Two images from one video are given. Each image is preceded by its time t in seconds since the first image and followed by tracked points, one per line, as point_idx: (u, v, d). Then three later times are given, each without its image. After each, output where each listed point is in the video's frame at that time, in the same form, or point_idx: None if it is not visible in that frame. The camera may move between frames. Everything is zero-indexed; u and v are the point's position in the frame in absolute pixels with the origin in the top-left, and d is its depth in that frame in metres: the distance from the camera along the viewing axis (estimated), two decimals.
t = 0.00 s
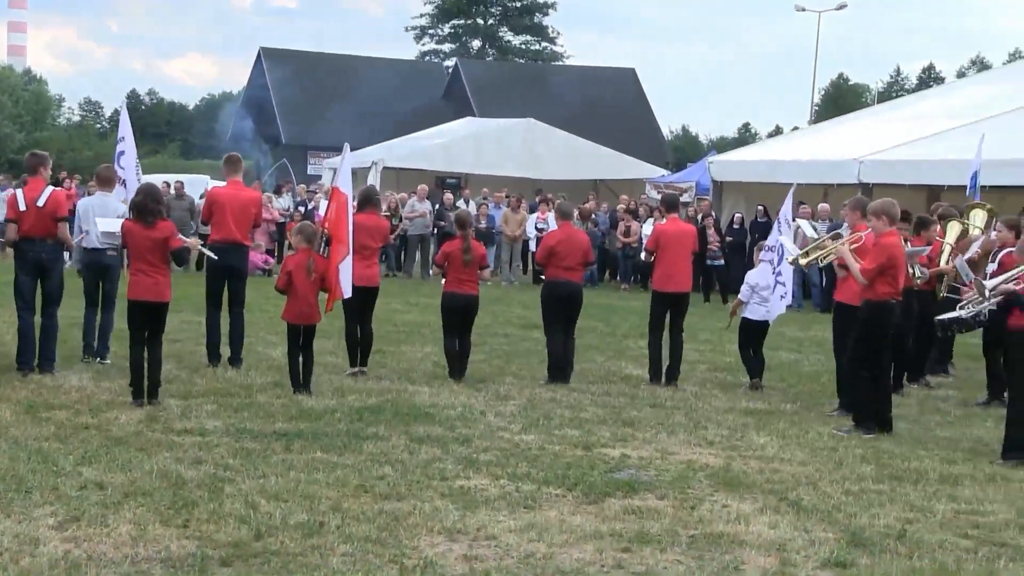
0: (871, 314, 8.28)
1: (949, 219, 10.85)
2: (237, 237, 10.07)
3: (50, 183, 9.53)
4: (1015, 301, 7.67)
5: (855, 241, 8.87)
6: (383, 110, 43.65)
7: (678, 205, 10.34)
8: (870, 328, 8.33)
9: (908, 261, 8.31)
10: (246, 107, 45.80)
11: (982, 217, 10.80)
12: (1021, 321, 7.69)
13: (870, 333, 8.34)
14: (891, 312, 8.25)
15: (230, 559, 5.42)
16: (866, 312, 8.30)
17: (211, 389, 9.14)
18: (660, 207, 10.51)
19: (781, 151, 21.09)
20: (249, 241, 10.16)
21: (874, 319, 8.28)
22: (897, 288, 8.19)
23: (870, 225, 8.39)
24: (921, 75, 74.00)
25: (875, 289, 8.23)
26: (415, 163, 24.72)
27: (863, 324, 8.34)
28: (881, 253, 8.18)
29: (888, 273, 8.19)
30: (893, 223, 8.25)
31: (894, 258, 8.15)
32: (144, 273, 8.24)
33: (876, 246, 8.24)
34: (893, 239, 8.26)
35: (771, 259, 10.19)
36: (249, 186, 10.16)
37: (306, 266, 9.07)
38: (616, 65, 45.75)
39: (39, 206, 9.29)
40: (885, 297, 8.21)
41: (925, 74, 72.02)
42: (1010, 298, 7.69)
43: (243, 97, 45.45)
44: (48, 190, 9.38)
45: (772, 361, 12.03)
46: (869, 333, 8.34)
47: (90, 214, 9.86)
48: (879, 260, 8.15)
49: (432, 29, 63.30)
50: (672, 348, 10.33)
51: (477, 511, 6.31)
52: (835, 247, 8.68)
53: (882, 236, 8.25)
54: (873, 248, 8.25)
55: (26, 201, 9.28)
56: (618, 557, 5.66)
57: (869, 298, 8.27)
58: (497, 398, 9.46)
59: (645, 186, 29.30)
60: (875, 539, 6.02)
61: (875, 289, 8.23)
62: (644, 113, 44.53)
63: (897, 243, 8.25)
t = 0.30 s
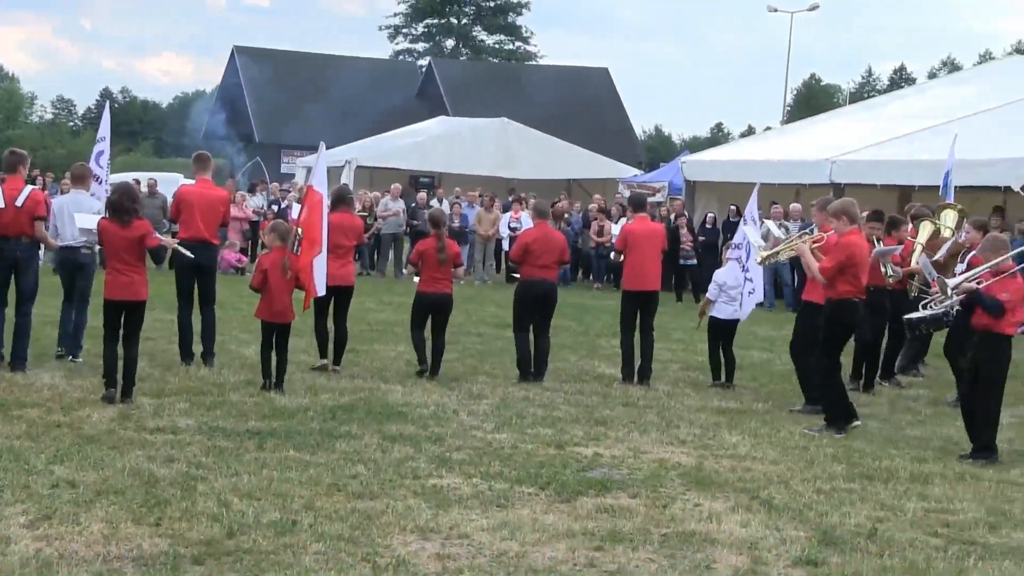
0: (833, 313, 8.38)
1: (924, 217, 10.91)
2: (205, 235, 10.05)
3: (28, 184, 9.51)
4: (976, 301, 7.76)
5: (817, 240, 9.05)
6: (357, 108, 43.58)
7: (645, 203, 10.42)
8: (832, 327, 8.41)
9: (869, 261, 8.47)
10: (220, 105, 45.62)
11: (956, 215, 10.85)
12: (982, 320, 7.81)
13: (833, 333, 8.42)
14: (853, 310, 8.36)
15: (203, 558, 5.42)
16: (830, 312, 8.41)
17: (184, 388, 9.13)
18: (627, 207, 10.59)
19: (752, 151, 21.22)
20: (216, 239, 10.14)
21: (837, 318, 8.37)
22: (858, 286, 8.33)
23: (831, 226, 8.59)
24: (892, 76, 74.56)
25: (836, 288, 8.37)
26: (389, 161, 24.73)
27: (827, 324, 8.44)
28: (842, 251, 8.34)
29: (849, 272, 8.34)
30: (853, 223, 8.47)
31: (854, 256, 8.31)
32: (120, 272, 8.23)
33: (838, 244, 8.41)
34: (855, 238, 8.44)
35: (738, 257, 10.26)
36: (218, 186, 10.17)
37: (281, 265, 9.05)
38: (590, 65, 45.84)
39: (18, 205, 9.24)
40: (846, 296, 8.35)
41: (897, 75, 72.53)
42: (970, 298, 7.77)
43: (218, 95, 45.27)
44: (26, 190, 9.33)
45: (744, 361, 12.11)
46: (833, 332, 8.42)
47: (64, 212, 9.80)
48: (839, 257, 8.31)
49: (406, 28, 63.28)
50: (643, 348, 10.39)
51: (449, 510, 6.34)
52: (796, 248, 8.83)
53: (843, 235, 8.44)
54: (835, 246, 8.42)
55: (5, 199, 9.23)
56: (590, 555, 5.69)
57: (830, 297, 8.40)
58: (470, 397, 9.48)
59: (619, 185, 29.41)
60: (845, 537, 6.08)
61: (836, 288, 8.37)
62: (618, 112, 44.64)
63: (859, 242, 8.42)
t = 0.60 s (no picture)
0: (792, 310, 8.49)
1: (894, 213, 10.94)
2: (180, 235, 10.05)
3: None
4: (934, 298, 7.83)
5: (779, 237, 9.18)
6: (329, 107, 43.49)
7: (614, 202, 10.48)
8: (793, 323, 8.54)
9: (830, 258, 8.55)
10: (192, 103, 45.42)
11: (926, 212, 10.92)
12: (940, 317, 7.88)
13: (794, 329, 8.54)
14: (812, 306, 8.46)
15: (176, 557, 5.44)
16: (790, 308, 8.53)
17: (157, 387, 9.12)
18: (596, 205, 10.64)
19: (723, 149, 21.34)
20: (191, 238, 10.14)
21: (797, 314, 8.48)
22: (817, 284, 8.42)
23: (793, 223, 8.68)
24: (862, 74, 75.11)
25: (796, 285, 8.48)
26: (361, 159, 24.73)
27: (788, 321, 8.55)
28: (801, 249, 8.44)
29: (809, 269, 8.45)
30: (814, 220, 8.54)
31: (812, 253, 8.40)
32: (86, 271, 8.20)
33: (799, 241, 8.51)
34: (815, 235, 8.53)
35: (706, 255, 10.33)
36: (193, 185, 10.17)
37: (248, 264, 9.07)
38: (561, 63, 45.92)
39: None
40: (806, 293, 8.45)
41: (866, 72, 73.03)
42: (929, 295, 7.87)
43: (190, 94, 45.09)
44: None
45: (716, 358, 12.19)
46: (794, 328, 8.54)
47: (33, 212, 9.76)
48: (798, 255, 8.41)
49: (378, 27, 63.22)
50: (613, 345, 10.46)
51: (422, 508, 6.38)
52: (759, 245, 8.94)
53: (804, 232, 8.53)
54: (796, 243, 8.52)
55: None
56: (563, 552, 5.74)
57: (791, 294, 8.51)
58: (443, 395, 9.51)
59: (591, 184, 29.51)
60: (817, 533, 6.16)
61: (795, 285, 8.48)
62: (589, 110, 44.73)
63: (819, 239, 8.49)
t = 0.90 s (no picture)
0: (758, 307, 8.55)
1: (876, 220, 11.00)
2: (159, 234, 10.00)
3: None
4: (899, 294, 7.88)
5: (745, 234, 9.32)
6: (304, 107, 43.40)
7: (593, 202, 10.52)
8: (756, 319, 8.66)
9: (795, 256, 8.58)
10: (167, 103, 45.22)
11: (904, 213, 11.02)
12: (904, 314, 7.93)
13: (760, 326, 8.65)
14: (778, 304, 8.53)
15: (152, 557, 5.44)
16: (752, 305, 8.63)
17: (133, 387, 9.09)
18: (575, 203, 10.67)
19: (699, 149, 21.43)
20: (170, 238, 10.09)
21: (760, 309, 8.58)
22: (783, 281, 8.46)
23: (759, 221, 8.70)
24: (835, 73, 75.51)
25: (763, 283, 8.53)
26: (336, 160, 24.70)
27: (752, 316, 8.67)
28: (766, 247, 8.48)
29: (774, 266, 8.48)
30: (779, 218, 8.56)
31: (777, 251, 8.43)
32: (54, 270, 8.18)
33: (764, 239, 8.54)
34: (780, 233, 8.56)
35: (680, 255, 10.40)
36: (171, 184, 10.13)
37: (220, 263, 9.09)
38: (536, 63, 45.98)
39: None
40: (771, 291, 8.50)
41: (840, 71, 73.41)
42: (894, 291, 7.93)
43: (165, 93, 44.88)
44: None
45: (691, 357, 12.26)
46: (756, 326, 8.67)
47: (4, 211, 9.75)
48: (764, 253, 8.45)
49: (353, 27, 63.11)
50: (587, 344, 10.51)
51: (399, 507, 6.39)
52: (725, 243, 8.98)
53: (769, 230, 8.56)
54: (761, 241, 8.56)
55: None
56: (540, 551, 5.77)
57: (757, 291, 8.57)
58: (419, 394, 9.52)
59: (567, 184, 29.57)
60: (792, 530, 6.21)
61: (761, 282, 8.52)
62: (565, 110, 44.80)
63: (783, 237, 8.53)
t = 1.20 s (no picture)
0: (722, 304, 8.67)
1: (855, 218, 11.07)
2: (131, 234, 9.99)
3: None
4: (862, 291, 7.97)
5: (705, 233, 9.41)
6: (279, 107, 43.30)
7: (568, 200, 10.56)
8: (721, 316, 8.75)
9: (757, 252, 8.66)
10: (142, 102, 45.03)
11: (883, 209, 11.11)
12: (868, 313, 8.04)
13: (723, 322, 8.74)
14: (741, 300, 8.67)
15: (128, 556, 5.46)
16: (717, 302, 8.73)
17: (109, 387, 9.08)
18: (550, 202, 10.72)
19: (674, 148, 21.53)
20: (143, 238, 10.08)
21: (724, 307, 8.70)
22: (745, 278, 8.56)
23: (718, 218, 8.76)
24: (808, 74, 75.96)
25: (725, 280, 8.63)
26: (312, 159, 24.68)
27: (720, 313, 8.77)
28: (728, 245, 8.58)
29: (737, 263, 8.57)
30: (741, 215, 8.63)
31: (740, 249, 8.52)
32: (31, 271, 8.19)
33: (725, 237, 8.63)
34: (742, 231, 8.65)
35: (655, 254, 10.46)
36: (145, 185, 10.15)
37: (196, 262, 9.11)
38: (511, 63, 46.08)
39: None
40: (734, 288, 8.61)
41: (814, 71, 73.75)
42: (857, 288, 8.01)
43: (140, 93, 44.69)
44: None
45: (666, 355, 12.34)
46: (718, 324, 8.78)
47: None
48: (727, 252, 8.53)
49: (328, 27, 62.98)
50: (562, 343, 10.57)
51: (375, 505, 6.43)
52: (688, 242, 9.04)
53: (731, 228, 8.64)
54: (723, 240, 8.65)
55: None
56: (515, 549, 5.82)
57: (720, 289, 8.67)
58: (395, 393, 9.55)
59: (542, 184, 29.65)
60: (766, 527, 6.28)
61: (725, 279, 8.62)
62: (540, 109, 44.92)
63: (744, 235, 8.61)
